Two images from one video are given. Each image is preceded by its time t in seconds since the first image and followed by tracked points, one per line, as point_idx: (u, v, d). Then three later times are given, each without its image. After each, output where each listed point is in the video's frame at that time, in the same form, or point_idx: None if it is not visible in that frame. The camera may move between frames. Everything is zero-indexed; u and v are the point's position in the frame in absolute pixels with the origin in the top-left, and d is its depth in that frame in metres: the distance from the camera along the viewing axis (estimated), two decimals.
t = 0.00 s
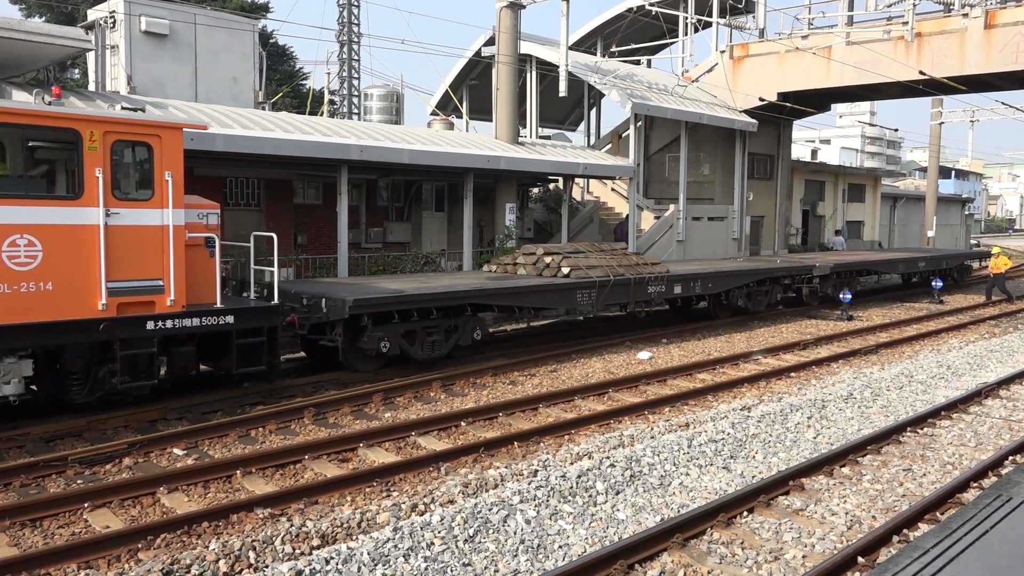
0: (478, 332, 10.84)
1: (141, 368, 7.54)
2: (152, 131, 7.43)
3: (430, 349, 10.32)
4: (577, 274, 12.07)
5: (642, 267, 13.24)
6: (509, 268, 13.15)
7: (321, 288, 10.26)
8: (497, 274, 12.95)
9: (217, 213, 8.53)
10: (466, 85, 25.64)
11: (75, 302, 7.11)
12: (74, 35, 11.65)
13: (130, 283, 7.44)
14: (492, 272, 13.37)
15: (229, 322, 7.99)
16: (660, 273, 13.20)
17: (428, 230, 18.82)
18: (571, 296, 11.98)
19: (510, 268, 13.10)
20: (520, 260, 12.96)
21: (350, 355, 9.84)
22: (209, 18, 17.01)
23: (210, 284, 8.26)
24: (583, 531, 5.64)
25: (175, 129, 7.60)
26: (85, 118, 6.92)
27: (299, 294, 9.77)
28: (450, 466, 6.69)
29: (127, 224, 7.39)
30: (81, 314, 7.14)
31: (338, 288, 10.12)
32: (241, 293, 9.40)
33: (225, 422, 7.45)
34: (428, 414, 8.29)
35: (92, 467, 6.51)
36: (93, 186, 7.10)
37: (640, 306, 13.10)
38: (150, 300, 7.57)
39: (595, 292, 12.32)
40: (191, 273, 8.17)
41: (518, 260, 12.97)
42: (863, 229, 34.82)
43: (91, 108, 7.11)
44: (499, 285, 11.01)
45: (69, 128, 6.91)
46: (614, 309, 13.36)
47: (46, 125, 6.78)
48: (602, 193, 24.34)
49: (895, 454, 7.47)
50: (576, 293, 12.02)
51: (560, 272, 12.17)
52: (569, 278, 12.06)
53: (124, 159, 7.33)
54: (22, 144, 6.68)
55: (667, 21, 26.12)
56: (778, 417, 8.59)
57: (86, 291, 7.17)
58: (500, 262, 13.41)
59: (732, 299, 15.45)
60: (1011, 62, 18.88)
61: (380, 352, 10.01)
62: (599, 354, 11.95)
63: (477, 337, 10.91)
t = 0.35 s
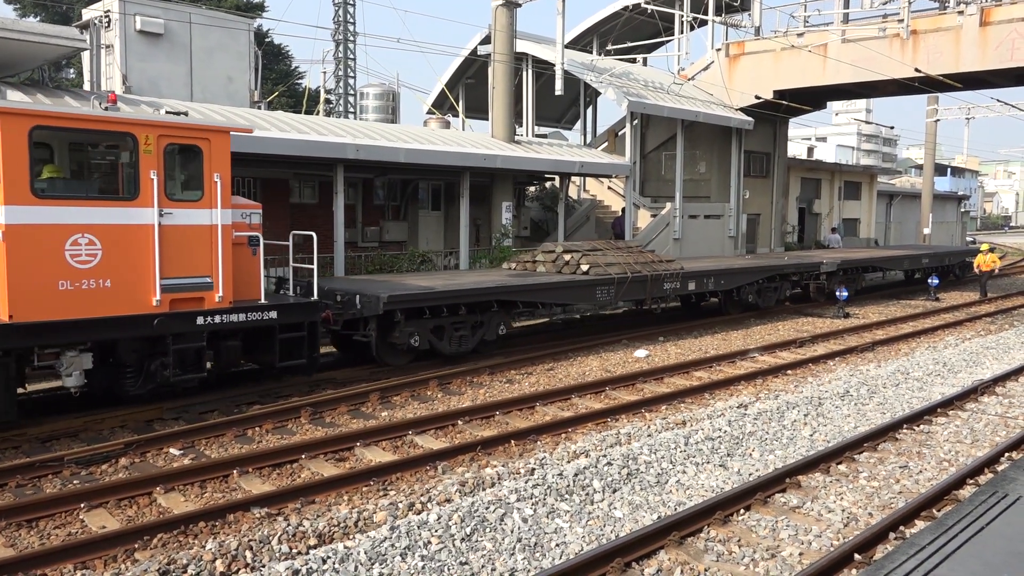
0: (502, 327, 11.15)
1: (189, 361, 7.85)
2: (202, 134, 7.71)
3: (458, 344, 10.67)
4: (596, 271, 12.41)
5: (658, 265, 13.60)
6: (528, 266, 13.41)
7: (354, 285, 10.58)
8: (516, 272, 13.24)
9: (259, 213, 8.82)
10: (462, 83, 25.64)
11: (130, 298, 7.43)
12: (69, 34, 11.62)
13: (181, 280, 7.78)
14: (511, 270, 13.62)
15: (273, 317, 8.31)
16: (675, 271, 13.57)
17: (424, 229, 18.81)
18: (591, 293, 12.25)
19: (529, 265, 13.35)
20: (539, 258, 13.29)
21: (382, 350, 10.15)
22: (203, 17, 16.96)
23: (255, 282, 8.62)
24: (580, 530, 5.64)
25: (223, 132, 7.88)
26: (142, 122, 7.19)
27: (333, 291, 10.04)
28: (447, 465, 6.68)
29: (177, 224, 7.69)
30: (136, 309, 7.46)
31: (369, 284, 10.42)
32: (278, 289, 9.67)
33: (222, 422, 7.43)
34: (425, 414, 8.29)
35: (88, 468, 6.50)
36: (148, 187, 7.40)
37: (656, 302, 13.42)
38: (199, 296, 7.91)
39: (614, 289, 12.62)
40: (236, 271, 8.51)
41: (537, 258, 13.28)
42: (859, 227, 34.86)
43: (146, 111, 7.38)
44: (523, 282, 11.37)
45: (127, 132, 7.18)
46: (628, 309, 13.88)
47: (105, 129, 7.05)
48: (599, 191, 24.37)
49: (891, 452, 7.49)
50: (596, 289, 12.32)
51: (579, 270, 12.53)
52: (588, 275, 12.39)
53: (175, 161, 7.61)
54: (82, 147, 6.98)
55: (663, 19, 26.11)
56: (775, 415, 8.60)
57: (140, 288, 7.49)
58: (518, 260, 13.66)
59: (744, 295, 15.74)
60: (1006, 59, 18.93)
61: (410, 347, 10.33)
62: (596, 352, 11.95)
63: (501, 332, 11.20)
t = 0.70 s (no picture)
0: (527, 322, 11.50)
1: (236, 354, 8.22)
2: (250, 136, 7.94)
3: (485, 338, 11.05)
4: (615, 268, 12.80)
5: (674, 262, 13.90)
6: (547, 263, 13.85)
7: (386, 282, 10.94)
8: (536, 269, 13.71)
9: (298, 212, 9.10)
10: (459, 81, 25.63)
11: (183, 295, 7.68)
12: (64, 34, 11.59)
13: (230, 277, 8.02)
14: (531, 267, 14.04)
15: (314, 312, 8.63)
16: (691, 267, 13.88)
17: (422, 227, 18.80)
18: (611, 288, 12.54)
19: (549, 262, 13.80)
20: (559, 255, 13.72)
21: (413, 344, 10.52)
22: (199, 15, 16.93)
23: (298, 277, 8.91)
24: (578, 528, 5.64)
25: (269, 134, 8.10)
26: (195, 125, 7.44)
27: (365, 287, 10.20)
28: (445, 464, 6.68)
29: (227, 223, 7.93)
30: (188, 306, 7.72)
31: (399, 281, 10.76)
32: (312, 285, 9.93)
33: (219, 421, 7.42)
34: (423, 412, 8.28)
35: (85, 467, 6.48)
36: (199, 188, 7.65)
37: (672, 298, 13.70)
38: (246, 292, 8.16)
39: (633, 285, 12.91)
40: (282, 268, 8.80)
41: (557, 254, 13.77)
42: (857, 224, 34.88)
43: (199, 115, 7.62)
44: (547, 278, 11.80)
45: (180, 134, 7.43)
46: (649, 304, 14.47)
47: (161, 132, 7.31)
48: (596, 189, 24.39)
49: (889, 448, 7.50)
50: (616, 285, 12.62)
51: (598, 266, 13.02)
52: (608, 271, 12.80)
53: (226, 163, 7.85)
54: (139, 149, 7.23)
55: (660, 16, 26.08)
56: (772, 412, 8.60)
57: (192, 285, 7.74)
58: (538, 257, 14.08)
59: (755, 291, 16.11)
60: (1003, 56, 18.95)
61: (440, 341, 10.71)
62: (594, 350, 11.96)
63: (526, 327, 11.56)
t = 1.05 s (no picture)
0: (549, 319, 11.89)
1: (280, 347, 8.68)
2: (296, 138, 8.32)
3: (511, 333, 11.42)
4: (633, 265, 13.08)
5: (691, 260, 14.19)
6: (566, 260, 14.05)
7: (419, 279, 11.27)
8: (556, 266, 13.90)
9: (338, 209, 9.32)
10: (458, 80, 25.61)
11: (233, 290, 8.09)
12: (63, 31, 11.58)
13: (277, 273, 8.42)
14: (552, 264, 14.24)
15: (353, 307, 9.02)
16: (707, 266, 14.18)
17: (421, 225, 18.81)
18: (631, 285, 12.88)
19: (568, 260, 13.98)
20: (578, 253, 13.91)
21: (444, 339, 10.90)
22: (199, 13, 16.94)
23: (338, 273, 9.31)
24: (577, 527, 5.64)
25: (313, 136, 8.47)
26: (246, 128, 7.83)
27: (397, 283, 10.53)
28: (443, 463, 6.68)
29: (275, 221, 8.32)
30: (238, 300, 8.12)
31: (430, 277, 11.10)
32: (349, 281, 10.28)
33: (217, 420, 7.41)
34: (421, 411, 8.27)
35: (83, 465, 6.48)
36: (249, 187, 8.05)
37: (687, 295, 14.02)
38: (290, 287, 8.57)
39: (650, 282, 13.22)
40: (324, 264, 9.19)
41: (576, 253, 13.94)
42: (855, 224, 34.91)
43: (249, 118, 8.02)
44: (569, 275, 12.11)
45: (232, 137, 7.82)
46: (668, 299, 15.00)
47: (215, 135, 7.71)
48: (595, 188, 24.42)
49: (886, 449, 7.51)
50: (635, 282, 12.94)
51: (617, 264, 13.22)
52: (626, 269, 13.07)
53: (274, 164, 8.23)
54: (195, 151, 7.63)
55: (660, 16, 26.09)
56: (770, 412, 8.61)
57: (242, 280, 8.14)
58: (557, 255, 14.27)
59: (767, 289, 16.55)
60: (1002, 56, 18.96)
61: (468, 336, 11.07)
62: (592, 349, 11.96)
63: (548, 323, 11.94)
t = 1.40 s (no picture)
0: (571, 316, 12.31)
1: (321, 341, 9.08)
2: (338, 141, 8.74)
3: (535, 329, 11.85)
4: (652, 264, 13.37)
5: (706, 258, 14.53)
6: (585, 260, 14.23)
7: (449, 276, 11.62)
8: (575, 265, 14.19)
9: (376, 209, 9.66)
10: (457, 80, 25.57)
11: (280, 286, 8.50)
12: (62, 31, 11.57)
13: (320, 270, 8.85)
14: (570, 263, 14.47)
15: (391, 303, 9.41)
16: (722, 265, 14.55)
17: (420, 225, 18.78)
18: (650, 284, 13.30)
19: (587, 259, 14.16)
20: (596, 252, 14.18)
21: (472, 335, 11.26)
22: (197, 13, 16.93)
23: (374, 271, 9.73)
24: (575, 527, 5.64)
25: (353, 139, 8.92)
26: (293, 132, 8.26)
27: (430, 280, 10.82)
28: (442, 463, 6.67)
29: (317, 220, 8.75)
30: (284, 296, 8.54)
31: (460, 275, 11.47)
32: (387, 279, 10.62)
33: (215, 420, 7.40)
34: (420, 411, 8.27)
35: (81, 465, 6.47)
36: (295, 188, 8.47)
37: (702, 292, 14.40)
38: (332, 284, 9.00)
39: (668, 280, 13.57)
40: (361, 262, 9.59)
41: (596, 252, 14.05)
42: (853, 225, 34.91)
43: (295, 122, 8.43)
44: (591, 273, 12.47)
45: (281, 139, 8.24)
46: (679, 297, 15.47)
47: (264, 138, 8.12)
48: (594, 188, 24.45)
49: (885, 449, 7.51)
50: (654, 281, 13.32)
51: (635, 263, 13.50)
52: (645, 268, 13.35)
53: (317, 166, 8.66)
54: (246, 153, 8.04)
55: (659, 16, 26.10)
56: (769, 412, 8.61)
57: (287, 277, 8.55)
58: (575, 254, 14.57)
59: (778, 288, 16.85)
60: (1000, 57, 18.96)
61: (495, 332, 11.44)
62: (591, 349, 11.95)
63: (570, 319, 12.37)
